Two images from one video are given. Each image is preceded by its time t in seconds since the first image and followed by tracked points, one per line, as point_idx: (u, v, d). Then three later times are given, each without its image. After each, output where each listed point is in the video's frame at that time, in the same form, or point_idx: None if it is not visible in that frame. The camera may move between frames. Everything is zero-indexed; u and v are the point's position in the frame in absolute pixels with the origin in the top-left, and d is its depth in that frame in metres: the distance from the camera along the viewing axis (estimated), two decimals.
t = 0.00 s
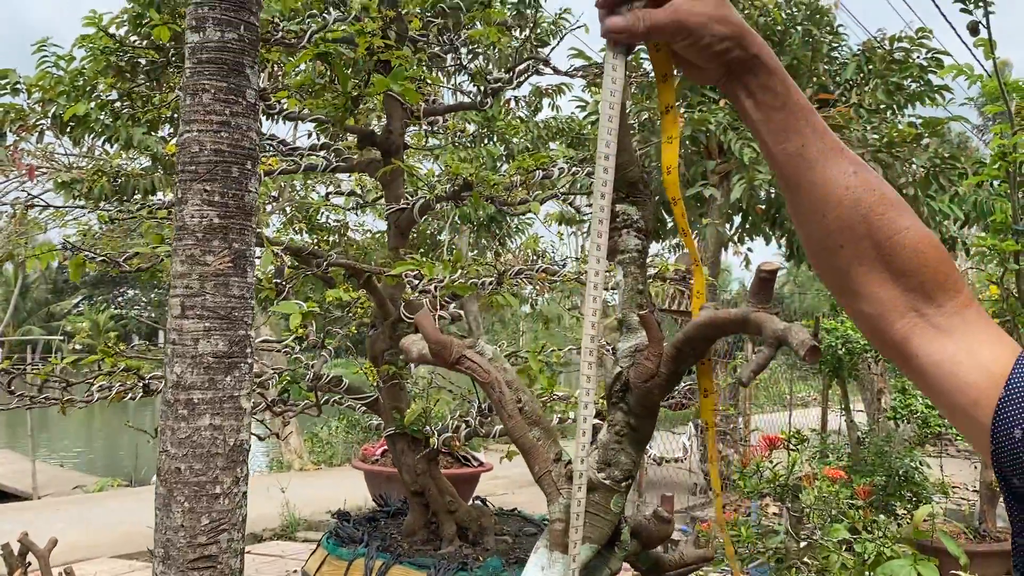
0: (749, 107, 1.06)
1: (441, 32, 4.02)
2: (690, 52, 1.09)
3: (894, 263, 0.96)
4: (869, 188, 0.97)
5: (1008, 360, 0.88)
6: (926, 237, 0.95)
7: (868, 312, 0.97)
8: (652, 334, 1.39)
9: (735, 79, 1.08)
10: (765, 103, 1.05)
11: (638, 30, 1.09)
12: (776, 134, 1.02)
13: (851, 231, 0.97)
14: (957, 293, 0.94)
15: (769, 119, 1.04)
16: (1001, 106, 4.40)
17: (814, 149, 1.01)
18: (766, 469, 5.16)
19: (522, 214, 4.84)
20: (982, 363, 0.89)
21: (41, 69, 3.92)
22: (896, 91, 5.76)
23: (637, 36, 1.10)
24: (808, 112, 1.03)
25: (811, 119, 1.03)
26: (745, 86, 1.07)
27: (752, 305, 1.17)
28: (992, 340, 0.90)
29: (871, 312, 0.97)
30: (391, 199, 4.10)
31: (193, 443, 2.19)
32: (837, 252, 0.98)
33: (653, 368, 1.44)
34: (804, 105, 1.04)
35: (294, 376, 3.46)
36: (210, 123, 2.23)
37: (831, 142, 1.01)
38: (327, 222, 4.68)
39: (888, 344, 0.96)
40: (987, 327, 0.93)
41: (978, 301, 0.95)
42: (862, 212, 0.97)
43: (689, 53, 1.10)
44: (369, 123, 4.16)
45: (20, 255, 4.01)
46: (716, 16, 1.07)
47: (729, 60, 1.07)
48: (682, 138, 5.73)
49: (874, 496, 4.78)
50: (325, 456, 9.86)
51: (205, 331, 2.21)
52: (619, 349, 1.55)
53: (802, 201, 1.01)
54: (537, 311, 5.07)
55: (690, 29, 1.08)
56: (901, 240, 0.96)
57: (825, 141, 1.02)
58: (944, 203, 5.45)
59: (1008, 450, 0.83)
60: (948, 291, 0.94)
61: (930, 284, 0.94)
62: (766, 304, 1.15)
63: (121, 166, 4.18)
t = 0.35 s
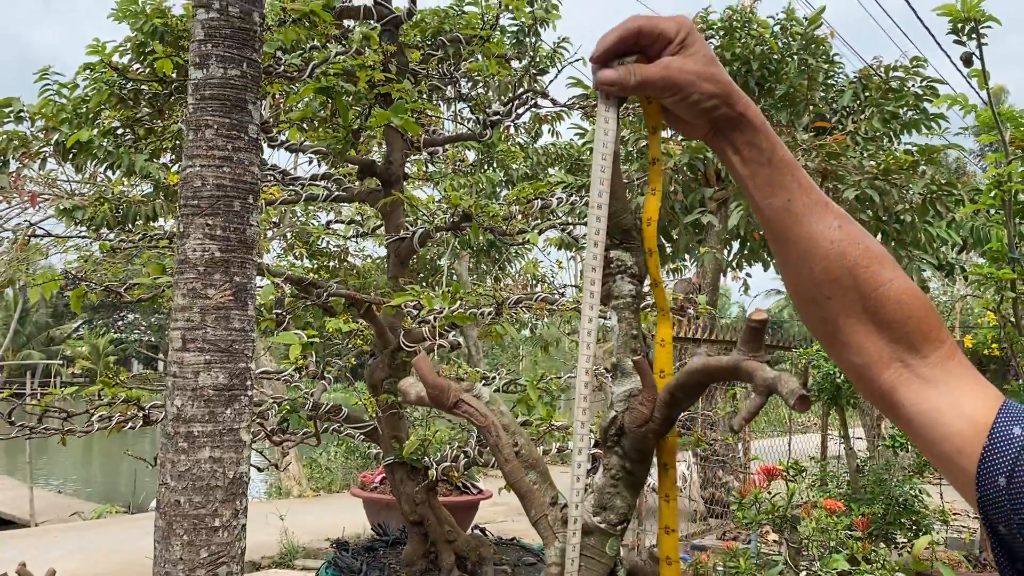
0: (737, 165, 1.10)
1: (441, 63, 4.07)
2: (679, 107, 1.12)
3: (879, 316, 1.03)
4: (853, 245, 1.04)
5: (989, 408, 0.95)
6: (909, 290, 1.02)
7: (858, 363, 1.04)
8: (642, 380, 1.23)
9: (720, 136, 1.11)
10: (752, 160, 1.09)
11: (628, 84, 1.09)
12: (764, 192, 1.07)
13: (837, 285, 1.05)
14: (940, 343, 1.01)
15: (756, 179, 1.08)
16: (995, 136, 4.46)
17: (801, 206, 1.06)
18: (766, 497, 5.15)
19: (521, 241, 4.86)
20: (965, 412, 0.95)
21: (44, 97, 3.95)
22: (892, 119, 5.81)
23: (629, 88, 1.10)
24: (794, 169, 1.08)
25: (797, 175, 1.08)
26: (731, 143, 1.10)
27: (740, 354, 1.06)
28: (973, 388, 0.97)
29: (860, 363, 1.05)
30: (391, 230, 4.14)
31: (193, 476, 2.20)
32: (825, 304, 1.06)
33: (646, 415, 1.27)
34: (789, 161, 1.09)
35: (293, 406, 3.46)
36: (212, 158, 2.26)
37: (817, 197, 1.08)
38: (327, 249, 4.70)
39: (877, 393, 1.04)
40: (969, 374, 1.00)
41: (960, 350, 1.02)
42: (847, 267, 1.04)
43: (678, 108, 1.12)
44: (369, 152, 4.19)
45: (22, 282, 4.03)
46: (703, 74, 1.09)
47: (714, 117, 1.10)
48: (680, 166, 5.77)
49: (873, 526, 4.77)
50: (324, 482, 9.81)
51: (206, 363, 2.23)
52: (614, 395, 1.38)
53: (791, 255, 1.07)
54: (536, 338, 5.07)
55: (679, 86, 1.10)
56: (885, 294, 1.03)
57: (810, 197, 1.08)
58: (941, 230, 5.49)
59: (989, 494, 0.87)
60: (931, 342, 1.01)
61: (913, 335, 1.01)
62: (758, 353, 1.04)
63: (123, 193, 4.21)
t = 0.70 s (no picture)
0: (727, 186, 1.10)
1: (441, 83, 4.10)
2: (668, 127, 1.09)
3: (870, 337, 1.04)
4: (844, 267, 1.04)
5: (980, 429, 0.95)
6: (899, 312, 1.03)
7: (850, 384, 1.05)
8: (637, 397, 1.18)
9: (710, 156, 1.10)
10: (742, 181, 1.09)
11: (620, 101, 1.07)
12: (755, 213, 1.07)
13: (827, 307, 1.05)
14: (931, 363, 1.02)
15: (747, 200, 1.08)
16: (992, 155, 4.48)
17: (791, 227, 1.07)
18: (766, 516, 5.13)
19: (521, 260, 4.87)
20: (956, 433, 0.96)
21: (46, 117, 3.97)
22: (890, 138, 5.83)
23: (620, 106, 1.07)
24: (783, 190, 1.08)
25: (786, 197, 1.08)
26: (722, 165, 1.09)
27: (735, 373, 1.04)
28: (964, 409, 0.98)
29: (853, 384, 1.05)
30: (390, 248, 4.14)
31: (191, 494, 2.20)
32: (816, 325, 1.06)
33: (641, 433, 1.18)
34: (779, 183, 1.09)
35: (291, 425, 3.45)
36: (212, 177, 2.27)
37: (807, 219, 1.08)
38: (328, 267, 4.70)
39: (870, 414, 1.04)
40: (960, 395, 1.00)
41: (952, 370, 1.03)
42: (838, 289, 1.04)
43: (667, 127, 1.10)
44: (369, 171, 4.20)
45: (22, 300, 4.04)
46: (695, 94, 1.09)
47: (704, 138, 1.09)
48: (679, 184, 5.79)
49: (872, 547, 4.75)
50: (322, 502, 9.76)
51: (204, 382, 2.23)
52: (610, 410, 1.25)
53: (781, 277, 1.07)
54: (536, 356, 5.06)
55: (670, 105, 1.08)
56: (875, 316, 1.03)
57: (800, 219, 1.08)
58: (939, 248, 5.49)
59: (982, 516, 0.88)
60: (922, 363, 1.02)
61: (904, 356, 1.02)
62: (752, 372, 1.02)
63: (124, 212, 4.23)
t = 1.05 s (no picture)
0: (715, 189, 1.08)
1: (438, 94, 4.08)
2: (655, 126, 1.08)
3: (859, 341, 1.02)
4: (832, 270, 1.03)
5: (970, 433, 0.94)
6: (887, 316, 1.02)
7: (839, 389, 1.04)
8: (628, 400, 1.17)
9: (699, 160, 1.09)
10: (729, 185, 1.08)
11: (611, 100, 1.04)
12: (742, 216, 1.06)
13: (815, 310, 1.04)
14: (921, 368, 1.01)
15: (734, 203, 1.07)
16: (990, 166, 4.47)
17: (780, 231, 1.05)
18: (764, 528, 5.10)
19: (519, 271, 4.85)
20: (947, 437, 0.95)
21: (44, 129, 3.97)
22: (888, 150, 5.83)
23: (609, 105, 1.05)
24: (771, 194, 1.08)
25: (775, 200, 1.07)
26: (710, 167, 1.08)
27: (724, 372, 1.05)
28: (953, 413, 0.97)
29: (841, 389, 1.04)
30: (387, 258, 4.12)
31: (183, 504, 2.18)
32: (803, 330, 1.05)
33: (634, 434, 1.18)
34: (767, 187, 1.08)
35: (287, 436, 3.44)
36: (206, 185, 2.26)
37: (794, 222, 1.07)
38: (326, 279, 4.68)
39: (859, 420, 1.02)
40: (950, 399, 0.99)
41: (940, 375, 1.02)
42: (826, 292, 1.03)
43: (655, 127, 1.08)
44: (366, 182, 4.20)
45: (18, 311, 4.02)
46: (685, 95, 1.07)
47: (690, 140, 1.08)
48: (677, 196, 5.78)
49: (872, 559, 4.71)
50: (320, 515, 9.72)
51: (197, 391, 2.21)
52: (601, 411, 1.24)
53: (768, 281, 1.06)
54: (534, 368, 5.04)
55: (659, 104, 1.06)
56: (864, 319, 1.02)
57: (788, 222, 1.07)
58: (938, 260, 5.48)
59: (973, 521, 0.86)
60: (911, 367, 1.01)
61: (892, 360, 1.01)
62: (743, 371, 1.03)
63: (122, 224, 4.22)
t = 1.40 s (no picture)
0: (714, 168, 1.07)
1: (437, 98, 4.07)
2: (653, 103, 1.08)
3: (862, 323, 1.00)
4: (834, 251, 1.01)
5: (978, 417, 0.92)
6: (891, 298, 1.00)
7: (842, 373, 1.01)
8: (625, 382, 1.23)
9: (697, 138, 1.08)
10: (729, 165, 1.07)
11: (607, 76, 1.06)
12: (742, 195, 1.04)
13: (817, 292, 1.01)
14: (926, 351, 0.99)
15: (733, 183, 1.06)
16: (990, 170, 4.46)
17: (780, 210, 1.04)
18: (764, 534, 5.06)
19: (518, 277, 4.83)
20: (954, 422, 0.92)
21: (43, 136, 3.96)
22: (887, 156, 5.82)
23: (606, 81, 1.06)
24: (771, 174, 1.06)
25: (775, 180, 1.05)
26: (709, 147, 1.08)
27: (725, 352, 1.06)
28: (960, 397, 0.95)
29: (844, 372, 1.01)
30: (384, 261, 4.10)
31: (177, 505, 2.15)
32: (804, 312, 1.02)
33: (631, 417, 1.23)
34: (767, 167, 1.07)
35: (284, 440, 3.41)
36: (201, 182, 2.25)
37: (795, 202, 1.05)
38: (324, 286, 4.65)
39: (863, 404, 1.00)
40: (957, 383, 0.97)
41: (947, 358, 1.00)
42: (829, 274, 1.01)
43: (653, 105, 1.09)
44: (364, 186, 4.19)
45: (16, 317, 4.01)
46: (683, 72, 1.08)
47: (689, 118, 1.08)
48: (676, 202, 5.77)
49: (873, 564, 4.67)
50: (318, 524, 9.67)
51: (190, 390, 2.19)
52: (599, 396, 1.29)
53: (769, 261, 1.04)
54: (534, 374, 5.02)
55: (657, 81, 1.07)
56: (868, 301, 1.00)
57: (789, 202, 1.05)
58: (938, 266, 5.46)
59: (981, 506, 0.84)
60: (917, 350, 0.98)
61: (897, 343, 0.99)
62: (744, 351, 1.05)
63: (120, 230, 4.21)
